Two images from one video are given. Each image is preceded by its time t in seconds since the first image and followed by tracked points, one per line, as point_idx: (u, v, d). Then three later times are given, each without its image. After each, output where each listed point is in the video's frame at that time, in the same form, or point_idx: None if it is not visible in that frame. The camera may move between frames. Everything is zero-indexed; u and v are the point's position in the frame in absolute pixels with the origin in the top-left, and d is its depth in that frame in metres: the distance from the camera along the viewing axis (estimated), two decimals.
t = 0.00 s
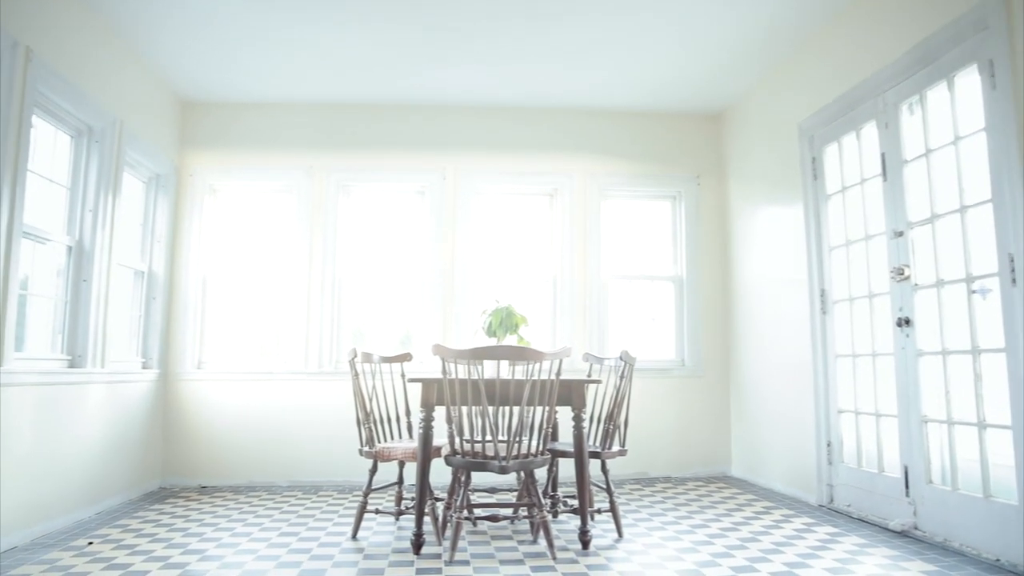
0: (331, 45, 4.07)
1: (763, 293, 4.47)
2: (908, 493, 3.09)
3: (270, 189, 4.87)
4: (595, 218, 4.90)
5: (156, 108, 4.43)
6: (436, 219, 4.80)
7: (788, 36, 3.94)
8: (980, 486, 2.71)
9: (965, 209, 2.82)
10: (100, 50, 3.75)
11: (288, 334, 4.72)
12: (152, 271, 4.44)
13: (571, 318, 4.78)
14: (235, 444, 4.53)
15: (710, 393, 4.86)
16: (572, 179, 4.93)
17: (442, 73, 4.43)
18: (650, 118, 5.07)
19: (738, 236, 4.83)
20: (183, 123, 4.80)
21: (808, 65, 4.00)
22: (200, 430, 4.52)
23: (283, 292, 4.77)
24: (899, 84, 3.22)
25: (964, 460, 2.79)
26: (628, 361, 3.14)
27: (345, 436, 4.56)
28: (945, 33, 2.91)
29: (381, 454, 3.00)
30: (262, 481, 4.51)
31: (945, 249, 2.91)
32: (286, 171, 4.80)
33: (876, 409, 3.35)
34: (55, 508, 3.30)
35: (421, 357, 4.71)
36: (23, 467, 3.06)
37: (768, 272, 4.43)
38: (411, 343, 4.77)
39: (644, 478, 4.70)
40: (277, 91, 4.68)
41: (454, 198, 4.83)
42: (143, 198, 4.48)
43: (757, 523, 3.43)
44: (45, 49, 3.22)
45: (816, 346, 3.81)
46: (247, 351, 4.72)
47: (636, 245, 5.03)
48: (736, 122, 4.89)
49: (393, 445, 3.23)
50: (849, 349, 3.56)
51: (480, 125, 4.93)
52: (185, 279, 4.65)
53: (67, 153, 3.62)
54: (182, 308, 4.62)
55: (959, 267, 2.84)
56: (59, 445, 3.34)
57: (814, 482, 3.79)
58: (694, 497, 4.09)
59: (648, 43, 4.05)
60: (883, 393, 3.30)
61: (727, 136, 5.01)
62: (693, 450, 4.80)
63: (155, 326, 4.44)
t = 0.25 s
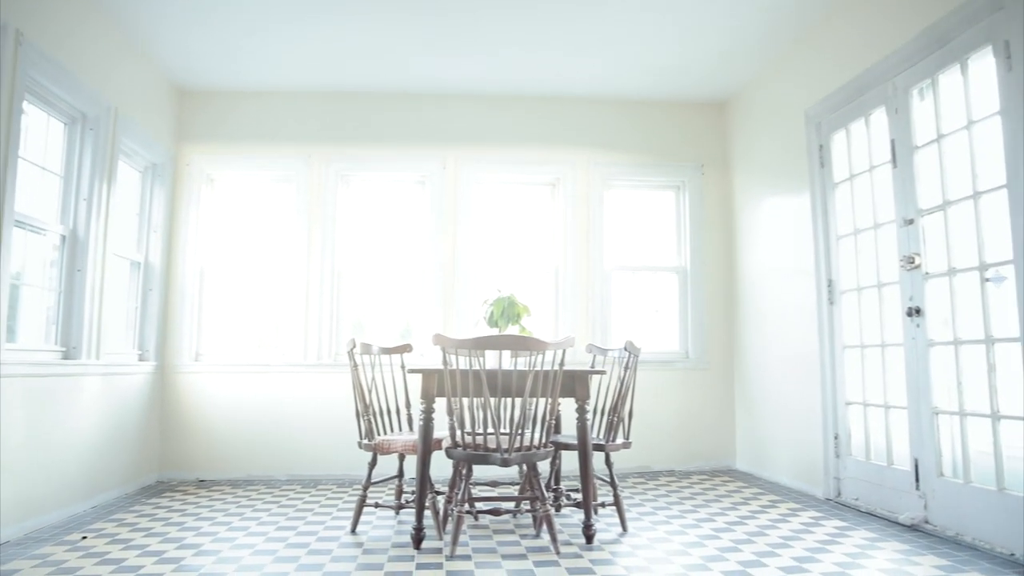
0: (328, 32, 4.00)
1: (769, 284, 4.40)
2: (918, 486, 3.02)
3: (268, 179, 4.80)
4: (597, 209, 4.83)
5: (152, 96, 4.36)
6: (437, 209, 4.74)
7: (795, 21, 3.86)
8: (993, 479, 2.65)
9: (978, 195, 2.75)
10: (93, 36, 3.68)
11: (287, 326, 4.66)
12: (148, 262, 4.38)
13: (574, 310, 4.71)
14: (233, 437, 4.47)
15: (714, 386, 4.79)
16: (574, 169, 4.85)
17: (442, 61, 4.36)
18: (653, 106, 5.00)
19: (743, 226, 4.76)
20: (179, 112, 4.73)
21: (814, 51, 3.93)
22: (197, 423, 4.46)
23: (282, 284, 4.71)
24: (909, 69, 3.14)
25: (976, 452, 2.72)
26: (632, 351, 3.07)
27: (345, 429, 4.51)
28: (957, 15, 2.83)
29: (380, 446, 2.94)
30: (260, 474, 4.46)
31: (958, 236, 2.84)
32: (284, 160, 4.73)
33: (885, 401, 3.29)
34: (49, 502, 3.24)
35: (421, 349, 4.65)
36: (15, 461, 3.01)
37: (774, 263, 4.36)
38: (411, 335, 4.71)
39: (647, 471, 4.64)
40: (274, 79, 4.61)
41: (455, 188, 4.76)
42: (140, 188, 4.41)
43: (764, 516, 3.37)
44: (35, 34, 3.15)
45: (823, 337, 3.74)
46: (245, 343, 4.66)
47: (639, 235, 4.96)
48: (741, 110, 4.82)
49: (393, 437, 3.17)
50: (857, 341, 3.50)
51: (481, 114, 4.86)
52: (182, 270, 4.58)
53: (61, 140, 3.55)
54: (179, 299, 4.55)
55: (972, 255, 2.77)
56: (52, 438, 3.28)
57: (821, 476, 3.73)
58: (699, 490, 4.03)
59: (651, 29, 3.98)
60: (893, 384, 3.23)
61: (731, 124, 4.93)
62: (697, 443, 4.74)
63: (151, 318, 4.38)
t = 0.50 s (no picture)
0: (326, 18, 3.92)
1: (774, 275, 4.34)
2: (928, 479, 2.97)
3: (266, 169, 4.73)
4: (600, 199, 4.77)
5: (147, 84, 4.29)
6: (437, 200, 4.67)
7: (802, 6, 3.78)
8: (1006, 472, 2.59)
9: (992, 182, 2.68)
10: (86, 22, 3.60)
11: (285, 317, 4.60)
12: (144, 253, 4.31)
13: (576, 301, 4.65)
14: (231, 431, 4.42)
15: (719, 379, 4.74)
16: (576, 158, 4.79)
17: (442, 49, 4.28)
18: (656, 95, 4.92)
19: (748, 216, 4.69)
20: (175, 101, 4.66)
21: (821, 37, 3.85)
22: (195, 416, 4.41)
23: (280, 275, 4.65)
24: (920, 53, 3.07)
25: (989, 445, 2.67)
26: (637, 343, 3.01)
27: (344, 422, 4.45)
28: None
29: (380, 439, 2.88)
30: (259, 468, 4.40)
31: (970, 224, 2.78)
32: (282, 150, 4.66)
33: (893, 393, 3.23)
34: (43, 496, 3.18)
35: (422, 341, 4.59)
36: (7, 454, 2.95)
37: (779, 253, 4.30)
38: (411, 327, 4.65)
39: (651, 465, 4.59)
40: (271, 67, 4.53)
41: (455, 178, 4.69)
42: (136, 178, 4.35)
43: (770, 510, 3.31)
44: (25, 18, 3.07)
45: (831, 328, 3.68)
46: (244, 335, 4.60)
47: (642, 226, 4.90)
48: (745, 98, 4.74)
49: (393, 430, 3.11)
50: (865, 331, 3.44)
51: (482, 103, 4.78)
52: (179, 261, 4.52)
53: (53, 128, 3.48)
54: (176, 291, 4.49)
55: (985, 243, 2.70)
56: (46, 431, 3.22)
57: (827, 469, 3.68)
58: (703, 484, 3.98)
59: (655, 16, 3.90)
60: (902, 376, 3.17)
61: (736, 113, 4.86)
62: (700, 436, 4.68)
63: (148, 310, 4.32)
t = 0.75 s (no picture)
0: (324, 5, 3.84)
1: (779, 266, 4.28)
2: (938, 473, 2.91)
3: (264, 159, 4.67)
4: (602, 189, 4.70)
5: (143, 73, 4.22)
6: (437, 190, 4.61)
7: None
8: (1021, 466, 2.53)
9: (1007, 168, 2.62)
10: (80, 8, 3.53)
11: (284, 310, 4.54)
12: (141, 244, 4.25)
13: (578, 293, 4.59)
14: (229, 424, 4.36)
15: (723, 371, 4.68)
16: (579, 148, 4.72)
17: (442, 37, 4.21)
18: (659, 84, 4.85)
19: (753, 207, 4.63)
20: (171, 90, 4.59)
21: (828, 22, 3.77)
22: (192, 410, 4.36)
23: (278, 266, 4.59)
24: (930, 38, 2.99)
25: (1002, 438, 2.61)
26: (642, 335, 2.94)
27: (344, 416, 4.40)
28: None
29: (379, 432, 2.82)
30: (258, 462, 4.35)
31: (984, 212, 2.71)
32: (280, 140, 4.59)
33: (903, 385, 3.17)
34: (37, 491, 3.13)
35: (422, 333, 4.53)
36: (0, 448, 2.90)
37: (785, 244, 4.23)
38: (411, 319, 4.59)
39: (654, 458, 4.53)
40: (268, 56, 4.46)
41: (456, 168, 4.63)
42: (132, 168, 4.28)
43: (777, 504, 3.25)
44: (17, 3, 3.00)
45: (838, 319, 3.62)
46: (242, 328, 4.54)
47: (645, 217, 4.83)
48: (750, 87, 4.67)
49: (392, 423, 3.05)
50: (873, 323, 3.38)
51: (482, 92, 4.71)
52: (176, 252, 4.46)
53: (46, 116, 3.41)
54: (173, 283, 4.43)
55: (999, 231, 2.64)
56: (40, 425, 3.16)
57: (834, 462, 3.62)
58: (708, 478, 3.93)
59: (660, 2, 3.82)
60: (912, 367, 3.11)
61: (740, 102, 4.79)
62: (704, 430, 4.63)
63: (145, 302, 4.26)
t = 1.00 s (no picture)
0: None
1: (786, 257, 4.21)
2: (950, 467, 2.84)
3: (262, 149, 4.60)
4: (606, 179, 4.62)
5: (138, 60, 4.14)
6: (437, 180, 4.53)
7: None
8: None
9: None
10: None
11: (282, 302, 4.48)
12: (136, 236, 4.19)
13: (581, 285, 4.53)
14: (227, 418, 4.30)
15: (727, 364, 4.61)
16: (581, 138, 4.64)
17: (442, 23, 4.12)
18: (663, 72, 4.77)
19: (758, 197, 4.55)
20: (167, 78, 4.51)
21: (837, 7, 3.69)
22: (190, 403, 4.30)
23: (276, 258, 4.53)
24: (944, 21, 2.91)
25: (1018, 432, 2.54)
26: (647, 327, 2.88)
27: (343, 409, 4.34)
28: None
29: (378, 426, 2.76)
30: (256, 456, 4.29)
31: (1000, 200, 2.64)
32: (277, 130, 4.52)
33: (913, 377, 3.10)
34: (30, 485, 3.07)
35: (422, 326, 4.46)
36: None
37: (791, 234, 4.16)
38: (411, 311, 4.52)
39: (658, 452, 4.47)
40: (266, 43, 4.38)
41: (456, 158, 4.55)
42: (127, 158, 4.22)
43: (784, 499, 3.19)
44: None
45: (846, 311, 3.55)
46: (239, 320, 4.48)
47: (649, 207, 4.76)
48: (756, 75, 4.59)
49: (392, 416, 2.98)
50: (883, 314, 3.31)
51: (483, 80, 4.63)
52: (172, 243, 4.39)
53: (38, 104, 3.33)
54: (169, 274, 4.37)
55: (1016, 219, 2.56)
56: (33, 419, 3.10)
57: (841, 456, 3.56)
58: (713, 472, 3.86)
59: None
60: (922, 359, 3.04)
61: (746, 90, 4.71)
62: (709, 423, 4.56)
63: (141, 294, 4.20)
